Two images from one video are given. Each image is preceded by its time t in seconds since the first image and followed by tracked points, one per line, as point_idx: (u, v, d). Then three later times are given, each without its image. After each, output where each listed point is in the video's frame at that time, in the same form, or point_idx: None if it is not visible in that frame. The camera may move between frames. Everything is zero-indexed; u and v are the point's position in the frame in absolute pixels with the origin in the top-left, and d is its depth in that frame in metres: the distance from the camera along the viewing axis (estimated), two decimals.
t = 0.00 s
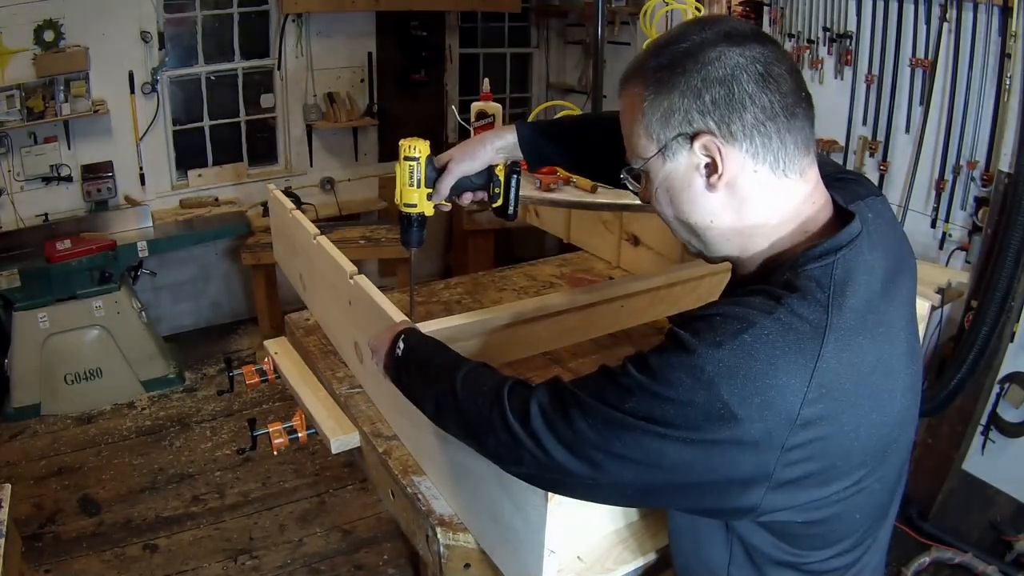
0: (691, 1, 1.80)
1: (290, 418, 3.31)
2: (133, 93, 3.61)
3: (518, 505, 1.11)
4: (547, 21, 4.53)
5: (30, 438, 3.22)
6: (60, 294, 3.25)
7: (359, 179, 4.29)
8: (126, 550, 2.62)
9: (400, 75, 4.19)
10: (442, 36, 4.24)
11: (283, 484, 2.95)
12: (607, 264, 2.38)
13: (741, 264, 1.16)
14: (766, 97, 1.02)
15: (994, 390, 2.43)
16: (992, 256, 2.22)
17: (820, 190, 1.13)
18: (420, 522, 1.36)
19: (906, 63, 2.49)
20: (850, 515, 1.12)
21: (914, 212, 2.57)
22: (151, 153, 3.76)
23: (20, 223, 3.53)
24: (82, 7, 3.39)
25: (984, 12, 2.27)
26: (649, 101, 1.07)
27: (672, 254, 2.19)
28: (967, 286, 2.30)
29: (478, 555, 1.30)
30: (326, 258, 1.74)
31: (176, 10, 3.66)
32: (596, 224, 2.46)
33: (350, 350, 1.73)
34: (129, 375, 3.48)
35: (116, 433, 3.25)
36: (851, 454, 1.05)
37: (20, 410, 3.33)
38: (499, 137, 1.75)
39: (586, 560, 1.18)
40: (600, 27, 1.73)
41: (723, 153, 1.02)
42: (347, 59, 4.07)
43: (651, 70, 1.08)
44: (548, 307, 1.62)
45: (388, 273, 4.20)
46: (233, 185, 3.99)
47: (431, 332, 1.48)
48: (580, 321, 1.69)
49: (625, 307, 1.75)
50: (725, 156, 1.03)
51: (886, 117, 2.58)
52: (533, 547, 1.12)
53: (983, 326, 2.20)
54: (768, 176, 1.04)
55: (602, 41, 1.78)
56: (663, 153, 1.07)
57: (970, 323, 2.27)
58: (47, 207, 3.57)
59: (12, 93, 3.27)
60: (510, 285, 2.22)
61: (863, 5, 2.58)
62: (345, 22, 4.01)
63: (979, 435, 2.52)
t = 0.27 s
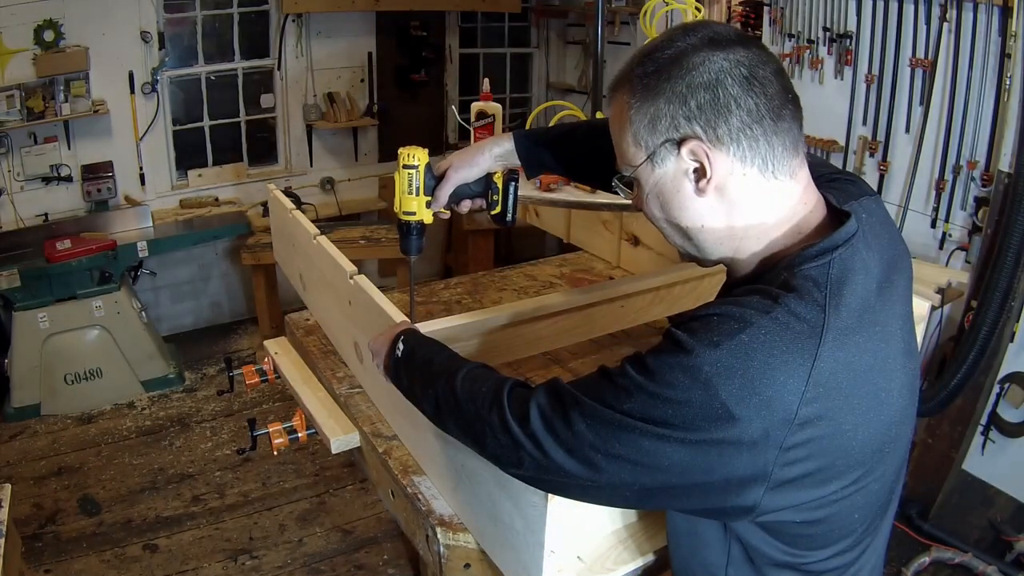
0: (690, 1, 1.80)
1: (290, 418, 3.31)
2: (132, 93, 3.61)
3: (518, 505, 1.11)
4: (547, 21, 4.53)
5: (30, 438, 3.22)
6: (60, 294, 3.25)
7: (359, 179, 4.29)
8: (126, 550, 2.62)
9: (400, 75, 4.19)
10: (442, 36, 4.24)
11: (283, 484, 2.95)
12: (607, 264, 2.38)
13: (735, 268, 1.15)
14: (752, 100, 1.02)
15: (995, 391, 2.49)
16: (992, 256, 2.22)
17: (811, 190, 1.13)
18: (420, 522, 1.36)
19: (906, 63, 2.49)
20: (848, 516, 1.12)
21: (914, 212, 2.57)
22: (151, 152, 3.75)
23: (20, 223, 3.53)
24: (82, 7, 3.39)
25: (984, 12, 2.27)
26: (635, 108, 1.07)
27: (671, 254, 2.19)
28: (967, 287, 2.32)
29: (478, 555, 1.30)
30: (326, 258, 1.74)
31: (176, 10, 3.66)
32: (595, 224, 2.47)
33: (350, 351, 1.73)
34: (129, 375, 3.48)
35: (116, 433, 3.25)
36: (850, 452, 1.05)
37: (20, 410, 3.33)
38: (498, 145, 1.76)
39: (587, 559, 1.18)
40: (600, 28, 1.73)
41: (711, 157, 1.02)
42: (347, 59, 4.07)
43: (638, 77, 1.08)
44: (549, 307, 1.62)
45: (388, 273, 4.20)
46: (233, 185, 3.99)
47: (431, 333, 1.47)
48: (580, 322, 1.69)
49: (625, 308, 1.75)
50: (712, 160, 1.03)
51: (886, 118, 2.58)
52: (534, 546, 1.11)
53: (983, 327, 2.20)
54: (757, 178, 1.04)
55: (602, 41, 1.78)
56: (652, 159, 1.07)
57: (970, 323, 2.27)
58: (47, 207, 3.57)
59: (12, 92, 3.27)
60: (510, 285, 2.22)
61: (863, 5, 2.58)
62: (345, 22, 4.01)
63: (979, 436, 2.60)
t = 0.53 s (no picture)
0: (690, 0, 1.80)
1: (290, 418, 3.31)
2: (133, 93, 3.61)
3: (518, 504, 1.11)
4: (547, 21, 4.53)
5: (30, 438, 3.22)
6: (60, 294, 3.25)
7: (359, 179, 4.29)
8: (126, 550, 2.62)
9: (400, 75, 4.19)
10: (442, 36, 4.24)
11: (283, 484, 2.95)
12: (607, 264, 2.38)
13: (736, 267, 1.15)
14: (763, 100, 1.01)
15: (995, 391, 2.49)
16: (993, 256, 2.22)
17: (815, 191, 1.13)
18: (420, 522, 1.36)
19: (905, 63, 2.49)
20: (846, 530, 1.11)
21: (914, 212, 2.57)
22: (151, 153, 3.76)
23: (20, 223, 3.53)
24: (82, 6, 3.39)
25: (984, 12, 2.27)
26: (646, 101, 1.07)
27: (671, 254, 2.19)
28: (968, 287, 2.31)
29: (478, 555, 1.30)
30: (326, 258, 1.74)
31: (176, 9, 3.66)
32: (595, 224, 2.47)
33: (350, 351, 1.73)
34: (129, 375, 3.48)
35: (116, 433, 3.25)
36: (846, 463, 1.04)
37: (20, 410, 3.33)
38: (501, 141, 1.79)
39: (588, 558, 1.18)
40: (600, 28, 1.73)
41: (717, 155, 1.02)
42: (347, 59, 4.07)
43: (652, 69, 1.07)
44: (548, 307, 1.62)
45: (388, 273, 4.20)
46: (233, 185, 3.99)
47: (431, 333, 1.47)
48: (580, 322, 1.69)
49: (625, 308, 1.75)
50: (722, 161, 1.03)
51: (886, 118, 2.58)
52: (534, 545, 1.11)
53: (983, 327, 2.20)
54: (764, 179, 1.04)
55: (602, 41, 1.78)
56: (658, 151, 1.07)
57: (970, 323, 2.27)
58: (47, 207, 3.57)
59: (12, 92, 3.27)
60: (510, 285, 2.22)
61: (863, 4, 2.58)
62: (345, 22, 4.01)
63: (979, 436, 2.60)
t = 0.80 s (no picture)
0: (690, 1, 1.80)
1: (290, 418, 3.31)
2: (133, 94, 3.61)
3: (518, 503, 1.10)
4: (547, 22, 4.53)
5: (30, 438, 3.22)
6: (60, 294, 3.25)
7: (359, 179, 4.29)
8: (126, 550, 2.62)
9: (401, 75, 4.19)
10: (442, 36, 4.24)
11: (283, 484, 2.95)
12: (607, 264, 2.39)
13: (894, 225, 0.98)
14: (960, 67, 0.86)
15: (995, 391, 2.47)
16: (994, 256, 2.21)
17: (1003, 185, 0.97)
18: (420, 522, 1.36)
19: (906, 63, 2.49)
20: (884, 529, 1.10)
21: (914, 212, 2.57)
22: (151, 153, 3.76)
23: (20, 223, 3.53)
24: (82, 6, 3.40)
25: (984, 12, 2.27)
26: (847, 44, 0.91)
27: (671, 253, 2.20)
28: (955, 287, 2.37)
29: (478, 555, 1.29)
30: (326, 258, 1.74)
31: (176, 10, 3.66)
32: (595, 224, 2.47)
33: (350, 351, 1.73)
34: (129, 375, 3.48)
35: (116, 433, 3.25)
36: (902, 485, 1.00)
37: (20, 410, 3.33)
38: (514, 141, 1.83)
39: (588, 559, 1.18)
40: (600, 28, 1.73)
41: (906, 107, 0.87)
42: (347, 59, 4.07)
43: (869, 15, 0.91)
44: (548, 307, 1.62)
45: (388, 273, 4.20)
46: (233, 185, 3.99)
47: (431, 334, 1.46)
48: (581, 321, 1.68)
49: (626, 307, 1.74)
50: (1004, 147, 1.02)
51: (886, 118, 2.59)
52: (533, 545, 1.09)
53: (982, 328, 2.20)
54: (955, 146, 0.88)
55: (602, 41, 1.78)
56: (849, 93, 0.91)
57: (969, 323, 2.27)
58: (47, 207, 3.57)
59: (12, 92, 3.27)
60: (510, 285, 2.22)
61: (863, 5, 2.58)
62: (345, 22, 4.02)
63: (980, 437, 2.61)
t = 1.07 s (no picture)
0: (690, 1, 1.80)
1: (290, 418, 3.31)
2: (133, 94, 3.61)
3: (518, 503, 1.09)
4: (547, 22, 4.53)
5: (30, 438, 3.22)
6: (60, 294, 3.25)
7: (359, 179, 4.30)
8: (126, 550, 2.62)
9: (401, 75, 4.19)
10: (442, 37, 4.24)
11: (283, 485, 2.95)
12: (607, 264, 2.39)
13: None
14: None
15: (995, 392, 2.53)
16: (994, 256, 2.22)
17: None
18: (420, 522, 1.36)
19: (906, 64, 2.49)
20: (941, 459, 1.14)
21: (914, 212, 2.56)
22: (151, 153, 3.76)
23: (20, 223, 3.52)
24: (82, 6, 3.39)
25: (985, 12, 2.27)
26: None
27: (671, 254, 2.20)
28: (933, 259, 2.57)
29: (478, 555, 1.29)
30: (326, 258, 1.74)
31: (176, 10, 3.66)
32: (595, 224, 2.47)
33: (350, 350, 1.73)
34: (129, 375, 3.48)
35: (116, 433, 3.25)
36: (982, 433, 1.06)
37: (20, 410, 3.33)
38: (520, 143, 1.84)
39: (587, 559, 1.17)
40: (600, 28, 1.73)
41: None
42: (347, 59, 4.07)
43: None
44: (548, 307, 1.62)
45: (388, 273, 4.20)
46: (233, 186, 3.99)
47: (431, 333, 1.47)
48: (581, 320, 1.68)
49: (626, 306, 1.74)
50: None
51: (887, 118, 2.59)
52: (533, 546, 1.09)
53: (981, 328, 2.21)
54: None
55: (602, 42, 1.78)
56: None
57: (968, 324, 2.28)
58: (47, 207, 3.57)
59: (12, 93, 3.27)
60: (510, 285, 2.23)
61: (863, 5, 2.58)
62: (345, 22, 4.02)
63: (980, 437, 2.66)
